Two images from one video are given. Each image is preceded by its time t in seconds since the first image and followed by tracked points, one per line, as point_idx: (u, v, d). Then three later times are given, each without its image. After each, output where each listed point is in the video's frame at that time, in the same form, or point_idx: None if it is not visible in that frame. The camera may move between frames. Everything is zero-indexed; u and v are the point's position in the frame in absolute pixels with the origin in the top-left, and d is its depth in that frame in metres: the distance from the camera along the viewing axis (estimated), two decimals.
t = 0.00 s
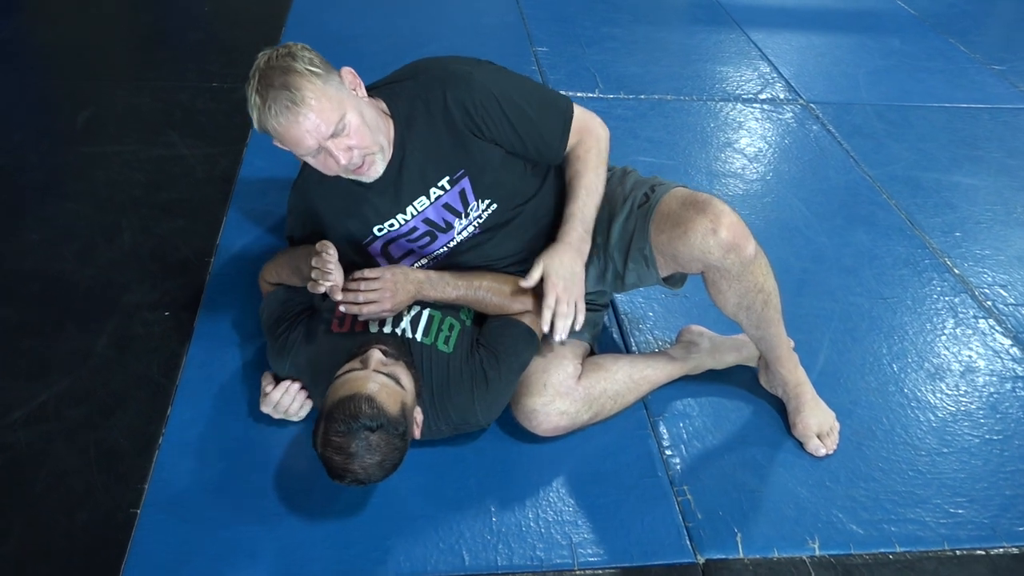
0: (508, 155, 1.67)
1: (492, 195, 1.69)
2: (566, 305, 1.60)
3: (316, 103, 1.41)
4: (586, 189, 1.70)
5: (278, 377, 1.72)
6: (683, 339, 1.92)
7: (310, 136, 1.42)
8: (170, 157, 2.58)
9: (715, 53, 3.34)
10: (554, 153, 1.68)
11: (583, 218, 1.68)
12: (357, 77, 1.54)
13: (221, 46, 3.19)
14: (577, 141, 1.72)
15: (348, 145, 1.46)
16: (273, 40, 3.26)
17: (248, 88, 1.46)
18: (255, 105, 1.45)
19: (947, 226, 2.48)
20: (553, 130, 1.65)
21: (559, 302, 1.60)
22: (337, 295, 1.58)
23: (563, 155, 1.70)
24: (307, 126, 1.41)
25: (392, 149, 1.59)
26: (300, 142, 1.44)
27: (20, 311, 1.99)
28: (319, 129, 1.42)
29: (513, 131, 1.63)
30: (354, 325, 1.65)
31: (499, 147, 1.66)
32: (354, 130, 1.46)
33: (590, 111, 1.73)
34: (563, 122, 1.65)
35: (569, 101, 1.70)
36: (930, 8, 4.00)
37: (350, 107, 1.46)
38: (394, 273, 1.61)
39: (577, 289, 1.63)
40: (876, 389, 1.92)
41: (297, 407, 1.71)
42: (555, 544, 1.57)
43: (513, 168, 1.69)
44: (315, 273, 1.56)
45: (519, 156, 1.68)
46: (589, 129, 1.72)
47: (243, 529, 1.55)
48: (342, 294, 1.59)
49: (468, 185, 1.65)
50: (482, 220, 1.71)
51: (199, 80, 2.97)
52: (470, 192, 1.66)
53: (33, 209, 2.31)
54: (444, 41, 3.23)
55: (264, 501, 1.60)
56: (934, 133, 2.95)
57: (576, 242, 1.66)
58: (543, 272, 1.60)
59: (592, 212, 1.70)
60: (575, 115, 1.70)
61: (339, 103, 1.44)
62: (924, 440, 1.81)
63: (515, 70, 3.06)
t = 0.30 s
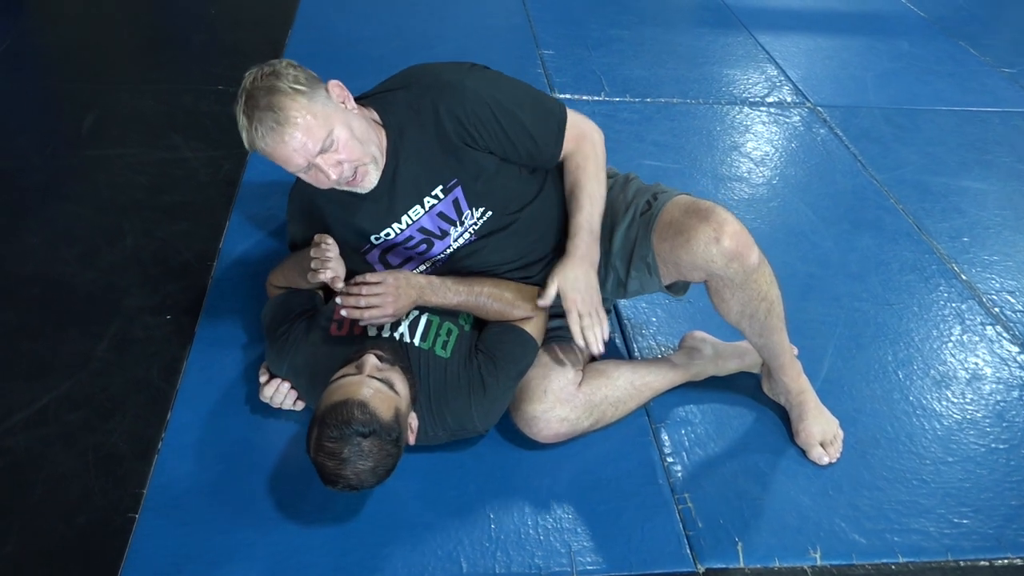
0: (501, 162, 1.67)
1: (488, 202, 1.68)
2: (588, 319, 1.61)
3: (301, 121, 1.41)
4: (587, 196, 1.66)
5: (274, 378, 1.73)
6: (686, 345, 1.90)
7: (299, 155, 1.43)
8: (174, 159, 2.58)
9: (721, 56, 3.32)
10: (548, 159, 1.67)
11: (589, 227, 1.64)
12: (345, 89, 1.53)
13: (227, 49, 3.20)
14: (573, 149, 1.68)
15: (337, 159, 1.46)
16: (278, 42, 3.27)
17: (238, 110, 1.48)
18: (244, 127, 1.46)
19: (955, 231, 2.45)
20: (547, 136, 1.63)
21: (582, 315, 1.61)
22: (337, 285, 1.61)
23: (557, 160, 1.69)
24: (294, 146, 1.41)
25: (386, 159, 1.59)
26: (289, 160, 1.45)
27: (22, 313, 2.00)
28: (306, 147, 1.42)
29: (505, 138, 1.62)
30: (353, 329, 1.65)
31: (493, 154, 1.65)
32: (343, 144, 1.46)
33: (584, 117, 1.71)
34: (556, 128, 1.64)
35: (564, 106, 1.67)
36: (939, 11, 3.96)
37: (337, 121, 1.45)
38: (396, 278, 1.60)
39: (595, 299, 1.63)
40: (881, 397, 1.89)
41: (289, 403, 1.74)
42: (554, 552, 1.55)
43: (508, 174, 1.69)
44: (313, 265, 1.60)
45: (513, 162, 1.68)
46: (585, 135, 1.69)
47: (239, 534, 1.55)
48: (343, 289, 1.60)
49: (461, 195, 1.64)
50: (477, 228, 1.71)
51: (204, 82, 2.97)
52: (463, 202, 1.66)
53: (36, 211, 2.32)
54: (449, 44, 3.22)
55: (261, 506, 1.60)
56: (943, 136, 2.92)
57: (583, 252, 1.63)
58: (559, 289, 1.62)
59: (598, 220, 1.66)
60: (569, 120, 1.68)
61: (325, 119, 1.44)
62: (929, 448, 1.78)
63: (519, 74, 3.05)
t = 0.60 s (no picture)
0: (498, 180, 1.66)
1: (488, 214, 1.70)
2: (567, 367, 1.54)
3: (312, 119, 1.42)
4: (581, 247, 1.63)
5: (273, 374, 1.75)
6: (682, 351, 1.90)
7: (308, 152, 1.44)
8: (181, 155, 2.60)
9: (730, 63, 3.32)
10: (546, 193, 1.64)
11: (579, 277, 1.61)
12: (355, 89, 1.55)
13: (237, 46, 3.22)
14: (572, 194, 1.64)
15: (346, 158, 1.48)
16: (289, 40, 3.29)
17: (247, 105, 1.48)
18: (253, 123, 1.47)
19: (957, 244, 2.44)
20: (545, 174, 1.60)
21: (561, 361, 1.54)
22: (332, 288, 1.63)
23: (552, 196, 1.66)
24: (304, 143, 1.43)
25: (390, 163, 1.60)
26: (298, 157, 1.45)
27: (26, 305, 2.02)
28: (316, 144, 1.43)
29: (504, 165, 1.60)
30: (351, 326, 1.66)
31: (489, 171, 1.63)
32: (352, 143, 1.47)
33: (590, 163, 1.66)
34: (556, 169, 1.60)
35: (570, 144, 1.63)
36: (950, 22, 3.95)
37: (346, 120, 1.46)
38: (391, 274, 1.63)
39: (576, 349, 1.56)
40: (877, 409, 1.90)
41: (286, 400, 1.75)
42: (543, 554, 1.56)
43: (507, 191, 1.68)
44: (309, 264, 1.62)
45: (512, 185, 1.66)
46: (587, 183, 1.64)
47: (232, 528, 1.56)
48: (339, 290, 1.62)
49: (462, 206, 1.66)
50: (478, 236, 1.73)
51: (214, 79, 3.00)
52: (464, 211, 1.67)
53: (44, 204, 2.35)
54: (458, 46, 3.23)
55: (255, 501, 1.61)
56: (949, 149, 2.92)
57: (569, 301, 1.60)
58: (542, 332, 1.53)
59: (589, 271, 1.63)
60: (574, 162, 1.63)
61: (336, 118, 1.45)
62: (923, 462, 1.78)
63: (527, 77, 3.06)
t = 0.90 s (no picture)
0: (504, 190, 1.67)
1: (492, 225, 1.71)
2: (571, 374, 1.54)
3: (316, 133, 1.44)
4: (588, 252, 1.65)
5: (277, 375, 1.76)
6: (687, 359, 1.89)
7: (312, 166, 1.46)
8: (195, 158, 2.64)
9: (743, 73, 3.32)
10: (552, 201, 1.66)
11: (585, 281, 1.63)
12: (361, 100, 1.55)
13: (253, 51, 3.26)
14: (579, 200, 1.66)
15: (350, 171, 1.49)
16: (304, 46, 3.33)
17: (254, 117, 1.51)
18: (260, 135, 1.49)
19: (968, 256, 2.43)
20: (552, 184, 1.61)
21: (565, 366, 1.55)
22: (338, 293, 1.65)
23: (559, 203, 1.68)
24: (309, 157, 1.44)
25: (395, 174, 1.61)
26: (303, 171, 1.48)
27: (39, 303, 2.05)
28: (320, 159, 1.45)
29: (511, 175, 1.61)
30: (356, 331, 1.67)
31: (495, 182, 1.65)
32: (356, 157, 1.49)
33: (596, 167, 1.67)
34: (562, 177, 1.61)
35: (577, 149, 1.64)
36: (966, 35, 3.93)
37: (351, 134, 1.48)
38: (396, 281, 1.64)
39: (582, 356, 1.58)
40: (883, 420, 1.88)
41: (291, 403, 1.76)
42: (544, 559, 1.56)
43: (513, 202, 1.69)
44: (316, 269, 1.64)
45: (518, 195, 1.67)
46: (593, 187, 1.66)
47: (236, 527, 1.57)
48: (345, 295, 1.64)
49: (466, 216, 1.67)
50: (482, 247, 1.74)
51: (229, 84, 3.04)
52: (468, 222, 1.68)
53: (59, 203, 2.39)
54: (471, 53, 3.26)
55: (258, 501, 1.63)
56: (963, 161, 2.90)
57: (577, 304, 1.62)
58: (549, 335, 1.56)
59: (595, 275, 1.65)
60: (580, 169, 1.64)
61: (340, 131, 1.46)
62: (928, 474, 1.77)
63: (539, 85, 3.08)
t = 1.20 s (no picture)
0: (516, 183, 1.68)
1: (500, 223, 1.71)
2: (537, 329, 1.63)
3: (322, 133, 1.45)
4: (585, 221, 1.71)
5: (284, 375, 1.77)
6: (692, 362, 1.88)
7: (318, 166, 1.47)
8: (204, 159, 2.66)
9: (754, 75, 3.30)
10: (565, 186, 1.69)
11: (574, 245, 1.70)
12: (366, 101, 1.56)
13: (264, 52, 3.28)
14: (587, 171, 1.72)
15: (356, 170, 1.50)
16: (314, 47, 3.34)
17: (260, 120, 1.51)
18: (266, 136, 1.49)
19: (979, 260, 2.40)
20: (565, 170, 1.66)
21: (530, 325, 1.63)
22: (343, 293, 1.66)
23: (572, 188, 1.72)
24: (315, 157, 1.45)
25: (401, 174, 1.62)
26: (309, 171, 1.48)
27: (48, 302, 2.07)
28: (326, 159, 1.46)
29: (523, 163, 1.63)
30: (361, 331, 1.67)
31: (507, 176, 1.66)
32: (362, 156, 1.49)
33: (604, 141, 1.74)
34: (575, 157, 1.66)
35: (586, 130, 1.70)
36: (980, 37, 3.90)
37: (357, 133, 1.49)
38: (401, 281, 1.65)
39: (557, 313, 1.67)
40: (890, 423, 1.87)
41: (295, 403, 1.77)
42: (546, 561, 1.56)
43: (522, 198, 1.71)
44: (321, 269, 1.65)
45: (528, 185, 1.69)
46: (602, 158, 1.72)
47: (239, 526, 1.58)
48: (351, 295, 1.65)
49: (473, 214, 1.67)
50: (488, 245, 1.74)
51: (239, 85, 3.06)
52: (474, 220, 1.68)
53: (69, 203, 2.41)
54: (481, 55, 3.26)
55: (262, 500, 1.63)
56: (975, 164, 2.87)
57: (563, 269, 1.68)
58: (521, 293, 1.64)
59: (587, 241, 1.71)
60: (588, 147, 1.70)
61: (346, 131, 1.47)
62: (936, 479, 1.75)
63: (549, 86, 3.08)
